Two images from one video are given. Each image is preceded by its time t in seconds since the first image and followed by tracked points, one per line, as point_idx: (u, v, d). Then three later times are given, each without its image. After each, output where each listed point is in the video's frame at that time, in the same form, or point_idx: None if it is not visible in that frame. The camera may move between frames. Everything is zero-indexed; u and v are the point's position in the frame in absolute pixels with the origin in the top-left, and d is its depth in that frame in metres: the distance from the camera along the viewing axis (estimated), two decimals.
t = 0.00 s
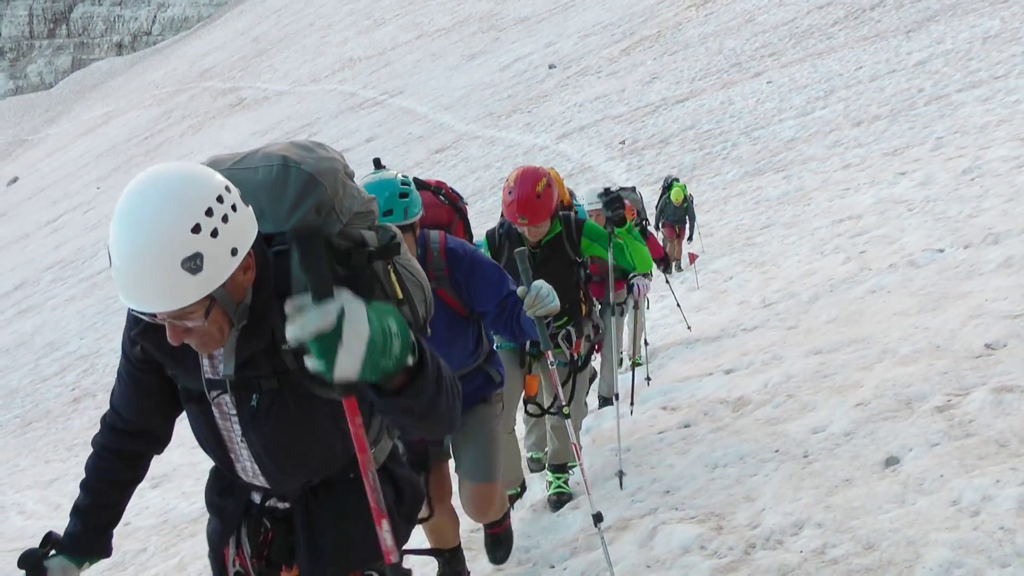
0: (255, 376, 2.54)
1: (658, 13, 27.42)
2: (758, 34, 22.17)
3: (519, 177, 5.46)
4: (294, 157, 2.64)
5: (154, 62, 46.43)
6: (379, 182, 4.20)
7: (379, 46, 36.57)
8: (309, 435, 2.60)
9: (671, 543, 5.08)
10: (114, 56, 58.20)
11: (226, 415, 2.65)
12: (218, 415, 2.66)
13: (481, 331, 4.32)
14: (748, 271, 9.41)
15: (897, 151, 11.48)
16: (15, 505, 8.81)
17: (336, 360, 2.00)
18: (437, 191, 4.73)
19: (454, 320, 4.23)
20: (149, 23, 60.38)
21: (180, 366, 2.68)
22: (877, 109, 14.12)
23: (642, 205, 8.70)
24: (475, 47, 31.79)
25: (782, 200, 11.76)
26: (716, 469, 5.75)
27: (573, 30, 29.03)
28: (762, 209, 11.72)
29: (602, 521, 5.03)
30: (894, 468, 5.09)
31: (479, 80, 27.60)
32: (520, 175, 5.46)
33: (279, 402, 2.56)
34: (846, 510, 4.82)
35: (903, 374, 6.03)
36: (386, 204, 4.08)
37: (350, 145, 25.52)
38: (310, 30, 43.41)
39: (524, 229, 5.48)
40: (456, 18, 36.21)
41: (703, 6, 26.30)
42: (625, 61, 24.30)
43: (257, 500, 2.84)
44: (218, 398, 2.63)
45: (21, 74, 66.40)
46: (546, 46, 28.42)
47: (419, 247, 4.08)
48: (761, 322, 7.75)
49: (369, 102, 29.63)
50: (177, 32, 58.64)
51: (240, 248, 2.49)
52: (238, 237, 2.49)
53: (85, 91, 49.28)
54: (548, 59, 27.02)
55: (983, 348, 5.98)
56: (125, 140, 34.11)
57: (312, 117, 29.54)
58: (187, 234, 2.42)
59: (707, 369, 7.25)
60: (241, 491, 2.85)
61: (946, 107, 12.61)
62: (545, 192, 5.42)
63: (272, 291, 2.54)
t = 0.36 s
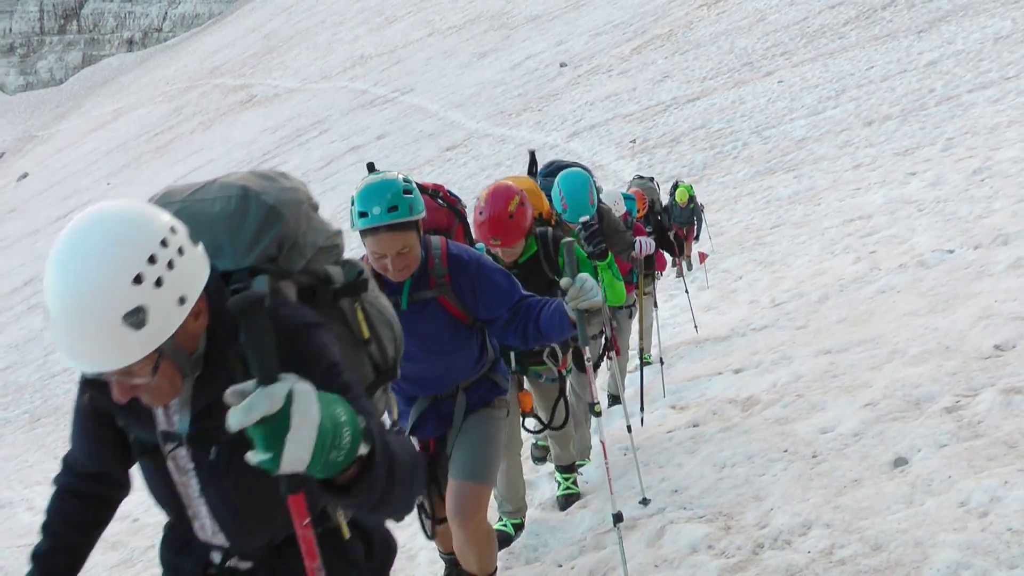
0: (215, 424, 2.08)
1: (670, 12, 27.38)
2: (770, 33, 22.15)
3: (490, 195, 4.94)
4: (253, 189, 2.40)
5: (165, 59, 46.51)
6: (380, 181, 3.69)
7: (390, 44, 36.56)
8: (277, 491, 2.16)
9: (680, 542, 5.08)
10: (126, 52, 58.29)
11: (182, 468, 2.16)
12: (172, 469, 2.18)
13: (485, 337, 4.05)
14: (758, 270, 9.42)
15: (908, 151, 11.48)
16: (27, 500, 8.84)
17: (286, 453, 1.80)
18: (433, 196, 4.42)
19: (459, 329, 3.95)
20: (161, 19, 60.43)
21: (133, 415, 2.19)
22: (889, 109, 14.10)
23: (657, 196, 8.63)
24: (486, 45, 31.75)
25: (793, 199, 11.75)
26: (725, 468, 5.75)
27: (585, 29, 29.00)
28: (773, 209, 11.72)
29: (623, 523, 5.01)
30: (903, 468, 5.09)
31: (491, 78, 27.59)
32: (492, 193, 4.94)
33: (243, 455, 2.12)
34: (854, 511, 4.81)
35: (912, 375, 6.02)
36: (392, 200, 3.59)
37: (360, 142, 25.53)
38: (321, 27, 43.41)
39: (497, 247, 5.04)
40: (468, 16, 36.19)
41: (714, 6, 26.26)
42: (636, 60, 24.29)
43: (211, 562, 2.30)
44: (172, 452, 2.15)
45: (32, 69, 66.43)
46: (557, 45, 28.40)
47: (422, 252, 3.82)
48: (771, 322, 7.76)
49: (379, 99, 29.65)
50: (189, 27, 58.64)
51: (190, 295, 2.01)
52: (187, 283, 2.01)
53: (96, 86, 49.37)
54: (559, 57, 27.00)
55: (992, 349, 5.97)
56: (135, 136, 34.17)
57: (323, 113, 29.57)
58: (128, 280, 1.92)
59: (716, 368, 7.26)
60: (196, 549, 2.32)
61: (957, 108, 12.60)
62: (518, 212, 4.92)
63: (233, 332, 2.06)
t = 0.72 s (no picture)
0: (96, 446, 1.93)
1: (680, 11, 27.35)
2: (780, 32, 22.12)
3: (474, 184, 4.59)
4: (138, 183, 2.08)
5: (176, 55, 46.59)
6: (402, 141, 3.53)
7: (401, 41, 36.56)
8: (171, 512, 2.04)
9: (687, 541, 5.07)
10: (137, 49, 58.42)
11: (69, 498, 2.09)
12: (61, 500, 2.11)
13: (500, 335, 3.71)
14: (767, 270, 9.42)
15: (918, 151, 11.46)
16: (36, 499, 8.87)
17: None
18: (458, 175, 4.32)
19: (474, 322, 3.61)
20: (172, 17, 60.57)
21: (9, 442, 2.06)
22: (898, 109, 14.07)
23: (658, 208, 8.63)
24: (497, 42, 31.73)
25: (801, 199, 11.74)
26: (732, 468, 5.74)
27: (594, 27, 28.99)
28: (781, 209, 11.71)
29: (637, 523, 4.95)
30: (910, 469, 5.08)
31: (501, 76, 27.57)
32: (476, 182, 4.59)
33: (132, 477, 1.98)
34: (861, 511, 4.81)
35: (920, 375, 6.01)
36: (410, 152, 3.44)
37: (370, 139, 25.55)
38: (332, 24, 43.43)
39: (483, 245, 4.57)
40: (478, 13, 36.18)
41: (725, 5, 26.22)
42: (646, 58, 24.28)
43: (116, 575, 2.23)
44: (59, 482, 2.07)
45: (44, 67, 66.57)
46: (567, 43, 28.38)
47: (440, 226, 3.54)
48: (780, 321, 7.76)
49: (389, 97, 29.66)
50: (199, 24, 58.65)
51: (34, 296, 1.69)
52: (40, 286, 1.71)
53: (108, 83, 49.47)
54: (569, 55, 26.98)
55: (1000, 349, 5.96)
56: (145, 132, 34.23)
57: (333, 110, 29.61)
58: None
59: (724, 367, 7.26)
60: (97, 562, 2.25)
61: (966, 108, 12.57)
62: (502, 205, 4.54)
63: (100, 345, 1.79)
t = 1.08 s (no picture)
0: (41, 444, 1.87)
1: (690, 11, 27.32)
2: (789, 33, 22.09)
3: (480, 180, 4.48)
4: (89, 168, 2.09)
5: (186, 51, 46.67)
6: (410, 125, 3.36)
7: (410, 40, 36.57)
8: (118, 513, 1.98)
9: (693, 541, 5.06)
10: (148, 47, 58.53)
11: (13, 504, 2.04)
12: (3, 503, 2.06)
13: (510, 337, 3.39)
14: (775, 270, 9.42)
15: (926, 152, 11.45)
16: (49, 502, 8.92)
17: None
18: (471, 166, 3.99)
19: (486, 316, 3.28)
20: (183, 16, 60.68)
21: None
22: (907, 110, 14.05)
23: (653, 198, 8.48)
24: (506, 42, 31.70)
25: (810, 200, 11.74)
26: (740, 468, 5.74)
27: (604, 27, 28.99)
28: (790, 209, 11.70)
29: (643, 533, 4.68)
30: (917, 470, 5.08)
31: (510, 75, 27.56)
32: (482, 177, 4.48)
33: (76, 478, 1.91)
34: (869, 512, 4.81)
35: (928, 376, 6.01)
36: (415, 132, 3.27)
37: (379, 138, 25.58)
38: (341, 23, 43.42)
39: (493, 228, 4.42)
40: (488, 13, 36.17)
41: (735, 5, 26.19)
42: (656, 58, 24.27)
43: None
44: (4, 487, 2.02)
45: (54, 63, 66.63)
46: (576, 42, 28.36)
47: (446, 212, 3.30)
48: (788, 322, 7.76)
49: (399, 96, 29.67)
50: (209, 22, 58.66)
51: None
52: None
53: (118, 81, 49.55)
54: (579, 54, 26.95)
55: (1008, 351, 5.95)
56: (155, 130, 34.29)
57: (343, 109, 29.62)
58: None
59: (732, 367, 7.26)
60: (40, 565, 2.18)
61: (976, 109, 12.55)
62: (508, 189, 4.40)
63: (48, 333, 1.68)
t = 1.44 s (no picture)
0: None
1: (697, 11, 27.30)
2: (796, 33, 22.09)
3: (483, 157, 4.51)
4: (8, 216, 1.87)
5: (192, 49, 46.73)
6: (377, 153, 3.00)
7: (417, 40, 36.57)
8: None
9: (700, 541, 5.05)
10: (155, 46, 58.59)
11: None
12: None
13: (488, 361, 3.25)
14: (782, 271, 9.42)
15: (934, 152, 11.44)
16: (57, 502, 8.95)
17: None
18: (444, 185, 3.79)
19: (463, 346, 3.14)
20: (190, 16, 60.73)
21: None
22: (914, 110, 14.04)
23: (657, 201, 8.41)
24: (513, 42, 31.69)
25: (817, 200, 11.73)
26: (747, 468, 5.73)
27: (611, 27, 28.98)
28: (797, 210, 11.69)
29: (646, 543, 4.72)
30: (925, 471, 5.07)
31: (517, 75, 27.55)
32: (485, 155, 4.51)
33: None
34: (876, 513, 4.80)
35: (936, 376, 5.99)
36: (383, 170, 2.93)
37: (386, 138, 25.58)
38: (348, 23, 43.43)
39: (486, 219, 4.45)
40: (496, 13, 36.17)
41: (742, 5, 26.18)
42: (663, 58, 24.26)
43: None
44: None
45: (62, 63, 66.71)
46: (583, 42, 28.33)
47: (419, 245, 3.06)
48: (795, 321, 7.76)
49: (405, 96, 29.68)
50: (216, 20, 58.63)
51: None
52: None
53: (125, 81, 49.58)
54: (585, 54, 26.94)
55: (1015, 351, 5.95)
56: (161, 129, 34.34)
57: (349, 109, 29.63)
58: None
59: (740, 367, 7.26)
60: None
61: (984, 109, 12.54)
62: (513, 171, 4.44)
63: None
